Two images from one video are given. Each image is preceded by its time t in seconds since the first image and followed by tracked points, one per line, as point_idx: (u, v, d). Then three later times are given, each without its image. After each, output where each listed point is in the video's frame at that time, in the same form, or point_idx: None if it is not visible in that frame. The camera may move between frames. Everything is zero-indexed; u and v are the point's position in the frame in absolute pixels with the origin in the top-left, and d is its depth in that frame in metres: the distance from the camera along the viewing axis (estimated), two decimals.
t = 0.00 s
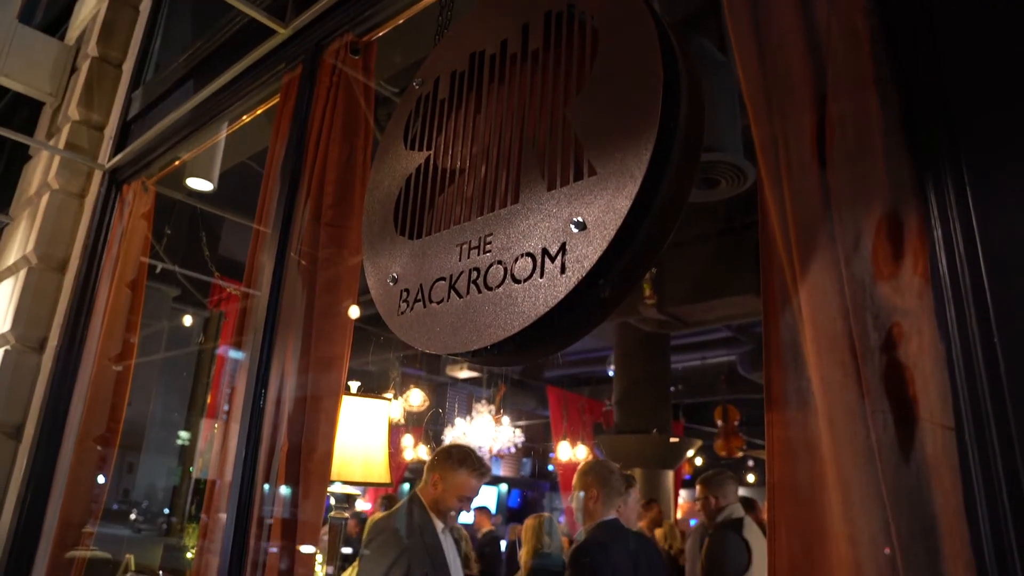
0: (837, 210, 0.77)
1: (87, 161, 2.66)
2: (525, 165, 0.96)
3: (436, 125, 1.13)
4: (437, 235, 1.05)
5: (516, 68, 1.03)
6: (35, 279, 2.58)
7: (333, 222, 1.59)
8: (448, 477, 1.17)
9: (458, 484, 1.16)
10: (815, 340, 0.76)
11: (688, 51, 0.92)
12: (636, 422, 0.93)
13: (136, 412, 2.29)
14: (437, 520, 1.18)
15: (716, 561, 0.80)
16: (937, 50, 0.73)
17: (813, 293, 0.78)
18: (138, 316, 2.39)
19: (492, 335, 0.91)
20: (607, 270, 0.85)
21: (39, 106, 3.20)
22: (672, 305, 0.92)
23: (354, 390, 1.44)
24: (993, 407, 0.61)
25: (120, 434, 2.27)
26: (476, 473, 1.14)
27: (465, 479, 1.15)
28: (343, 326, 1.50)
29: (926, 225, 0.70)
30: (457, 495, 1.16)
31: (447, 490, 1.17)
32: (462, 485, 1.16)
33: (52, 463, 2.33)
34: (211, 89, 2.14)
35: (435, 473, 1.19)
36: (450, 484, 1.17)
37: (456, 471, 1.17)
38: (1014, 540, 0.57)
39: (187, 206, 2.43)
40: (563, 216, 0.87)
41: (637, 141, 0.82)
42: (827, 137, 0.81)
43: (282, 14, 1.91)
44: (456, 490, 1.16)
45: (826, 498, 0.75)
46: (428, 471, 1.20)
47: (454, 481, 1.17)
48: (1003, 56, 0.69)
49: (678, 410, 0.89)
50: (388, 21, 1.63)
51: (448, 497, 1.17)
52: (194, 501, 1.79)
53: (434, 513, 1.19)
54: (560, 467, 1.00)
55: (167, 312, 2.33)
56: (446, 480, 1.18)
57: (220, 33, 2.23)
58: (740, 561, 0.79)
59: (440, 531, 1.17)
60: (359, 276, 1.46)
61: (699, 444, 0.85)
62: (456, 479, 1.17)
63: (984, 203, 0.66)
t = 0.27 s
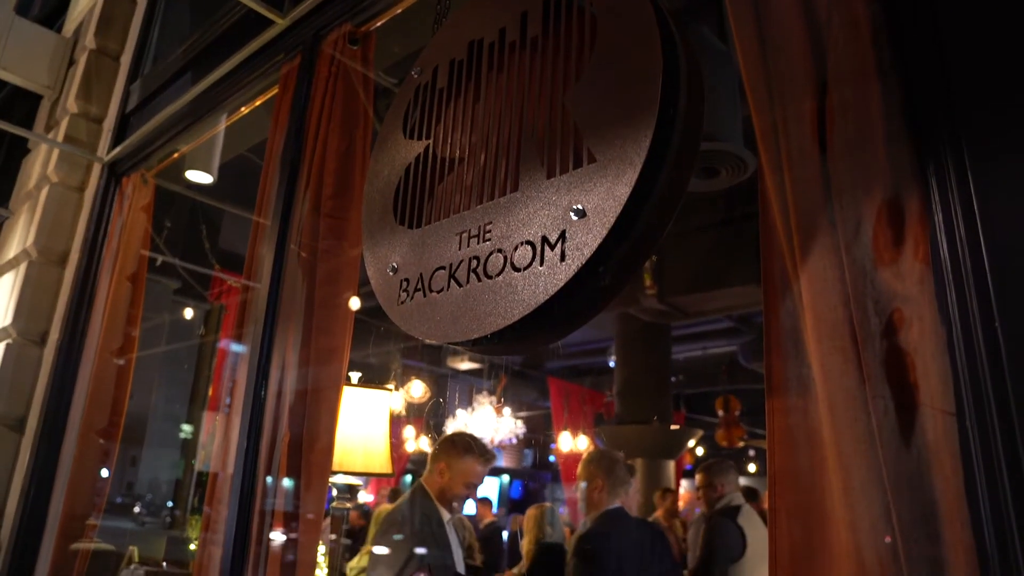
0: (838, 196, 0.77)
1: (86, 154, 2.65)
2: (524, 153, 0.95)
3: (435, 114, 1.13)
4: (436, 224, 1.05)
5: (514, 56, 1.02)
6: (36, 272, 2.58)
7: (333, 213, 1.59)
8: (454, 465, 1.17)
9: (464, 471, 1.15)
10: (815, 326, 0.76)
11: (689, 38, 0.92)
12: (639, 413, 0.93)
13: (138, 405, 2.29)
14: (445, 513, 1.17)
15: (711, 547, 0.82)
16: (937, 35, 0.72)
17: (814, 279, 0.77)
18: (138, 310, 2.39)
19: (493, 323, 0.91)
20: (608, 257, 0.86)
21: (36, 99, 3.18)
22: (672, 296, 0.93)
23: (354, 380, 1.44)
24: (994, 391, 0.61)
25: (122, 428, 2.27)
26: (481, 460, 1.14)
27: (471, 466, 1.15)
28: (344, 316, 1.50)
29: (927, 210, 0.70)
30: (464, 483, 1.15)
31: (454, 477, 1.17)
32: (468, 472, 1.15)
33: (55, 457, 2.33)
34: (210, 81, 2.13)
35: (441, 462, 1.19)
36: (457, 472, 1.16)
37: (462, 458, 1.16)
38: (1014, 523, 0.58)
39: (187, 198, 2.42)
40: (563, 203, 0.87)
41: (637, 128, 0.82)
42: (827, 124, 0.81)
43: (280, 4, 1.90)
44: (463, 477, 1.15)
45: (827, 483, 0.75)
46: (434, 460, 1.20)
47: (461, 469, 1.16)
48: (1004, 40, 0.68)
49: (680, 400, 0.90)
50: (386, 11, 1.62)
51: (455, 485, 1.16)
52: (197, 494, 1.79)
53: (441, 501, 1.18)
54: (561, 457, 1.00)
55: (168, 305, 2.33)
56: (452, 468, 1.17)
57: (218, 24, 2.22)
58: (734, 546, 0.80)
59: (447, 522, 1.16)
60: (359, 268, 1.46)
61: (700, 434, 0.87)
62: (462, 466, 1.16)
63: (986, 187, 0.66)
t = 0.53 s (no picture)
0: (839, 185, 0.77)
1: (85, 146, 2.65)
2: (524, 143, 0.95)
3: (435, 104, 1.12)
4: (437, 215, 1.05)
5: (514, 46, 1.02)
6: (36, 265, 2.58)
7: (333, 204, 1.58)
8: (452, 452, 1.17)
9: (462, 458, 1.16)
10: (816, 316, 0.76)
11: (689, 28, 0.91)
12: (639, 404, 0.93)
13: (138, 398, 2.29)
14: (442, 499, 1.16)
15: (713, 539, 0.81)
16: (939, 23, 0.72)
17: (815, 268, 0.77)
18: (138, 303, 2.38)
19: (494, 313, 0.91)
20: (608, 246, 0.86)
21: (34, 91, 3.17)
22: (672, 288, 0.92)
23: (354, 371, 1.44)
24: (993, 377, 0.61)
25: (123, 421, 2.27)
26: (477, 447, 1.14)
27: (468, 452, 1.15)
28: (344, 308, 1.50)
29: (927, 199, 0.69)
30: (462, 469, 1.15)
31: (452, 465, 1.17)
32: (466, 458, 1.15)
33: (56, 449, 2.33)
34: (209, 72, 2.13)
35: (439, 449, 1.19)
36: (455, 459, 1.16)
37: (459, 445, 1.17)
38: (1013, 511, 0.57)
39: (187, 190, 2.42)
40: (563, 193, 0.87)
41: (637, 117, 0.82)
42: (829, 113, 0.80)
43: None
44: (462, 464, 1.15)
45: (827, 470, 0.75)
46: (434, 447, 1.20)
47: (459, 455, 1.16)
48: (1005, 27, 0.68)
49: (681, 392, 0.89)
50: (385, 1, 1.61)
51: (453, 472, 1.16)
52: (198, 486, 1.79)
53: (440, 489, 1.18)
54: (562, 449, 1.00)
55: (168, 298, 2.33)
56: (450, 456, 1.17)
57: (217, 16, 2.21)
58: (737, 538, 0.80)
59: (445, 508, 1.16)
60: (359, 260, 1.46)
61: (700, 425, 0.85)
62: (460, 453, 1.16)
63: (987, 175, 0.65)
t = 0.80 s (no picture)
0: (840, 174, 0.77)
1: (83, 137, 2.64)
2: (524, 132, 0.95)
3: (435, 93, 1.12)
4: (437, 204, 1.05)
5: (514, 35, 1.02)
6: (35, 256, 2.57)
7: (332, 195, 1.58)
8: (438, 435, 1.22)
9: (448, 439, 1.21)
10: (816, 306, 0.76)
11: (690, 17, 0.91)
12: (640, 396, 0.94)
13: (139, 390, 2.29)
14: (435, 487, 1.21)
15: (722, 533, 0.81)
16: (940, 11, 0.71)
17: (815, 257, 0.77)
18: (138, 294, 2.37)
19: (494, 303, 0.91)
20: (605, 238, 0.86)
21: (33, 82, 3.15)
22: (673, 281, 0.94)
23: (354, 362, 1.44)
24: (993, 366, 0.61)
25: (122, 412, 2.27)
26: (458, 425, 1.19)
27: (452, 433, 1.20)
28: (344, 300, 1.50)
29: (928, 187, 0.69)
30: (450, 449, 1.19)
31: (441, 448, 1.22)
32: (452, 439, 1.20)
33: (56, 440, 2.33)
34: (207, 63, 2.12)
35: (426, 433, 1.24)
36: (441, 442, 1.21)
37: (442, 427, 1.21)
38: (1012, 500, 0.58)
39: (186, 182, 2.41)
40: (564, 181, 0.87)
41: (638, 106, 0.82)
42: (829, 102, 0.80)
43: None
44: (449, 445, 1.20)
45: (825, 462, 0.74)
46: (421, 433, 1.25)
47: (444, 436, 1.21)
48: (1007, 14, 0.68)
49: (680, 384, 0.91)
50: None
51: (443, 454, 1.20)
52: (198, 477, 1.80)
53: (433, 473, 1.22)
54: (562, 441, 1.00)
55: (169, 290, 2.35)
56: (438, 439, 1.22)
57: (215, 5, 2.20)
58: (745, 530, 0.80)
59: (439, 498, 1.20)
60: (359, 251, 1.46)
61: (700, 418, 0.87)
62: (446, 435, 1.21)
63: (987, 161, 0.65)
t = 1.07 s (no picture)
0: (839, 159, 0.77)
1: (80, 125, 2.63)
2: (523, 119, 0.94)
3: (433, 80, 1.11)
4: (435, 189, 1.04)
5: (513, 20, 1.01)
6: (32, 245, 2.56)
7: (329, 182, 1.57)
8: (425, 420, 1.23)
9: (436, 423, 1.22)
10: (815, 291, 0.76)
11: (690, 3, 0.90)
12: (637, 386, 0.93)
13: (137, 379, 2.29)
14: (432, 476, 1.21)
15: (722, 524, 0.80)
16: None
17: (814, 242, 0.77)
18: (136, 284, 2.37)
19: (490, 288, 0.91)
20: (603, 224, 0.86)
21: (28, 69, 3.13)
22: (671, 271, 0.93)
23: (353, 350, 1.44)
24: (993, 352, 0.60)
25: (121, 401, 2.27)
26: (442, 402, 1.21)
27: (440, 417, 1.21)
28: (342, 289, 1.49)
29: (929, 173, 0.69)
30: (439, 431, 1.21)
31: (430, 432, 1.22)
32: (440, 422, 1.21)
33: (55, 428, 2.33)
34: (204, 50, 2.10)
35: (415, 419, 1.24)
36: (429, 426, 1.22)
37: (431, 411, 1.22)
38: (1010, 484, 0.57)
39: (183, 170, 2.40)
40: (562, 166, 0.87)
41: (637, 91, 0.82)
42: (830, 89, 0.80)
43: None
44: (437, 428, 1.21)
45: (826, 449, 0.75)
46: (409, 418, 1.25)
47: (432, 420, 1.22)
48: None
49: (677, 374, 0.90)
50: None
51: (432, 437, 1.22)
52: (197, 466, 1.80)
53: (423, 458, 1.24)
54: (560, 431, 1.00)
55: (167, 279, 2.36)
56: (425, 424, 1.23)
57: None
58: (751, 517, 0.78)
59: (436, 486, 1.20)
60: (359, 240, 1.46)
61: (696, 407, 0.86)
62: (433, 419, 1.22)
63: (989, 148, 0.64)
